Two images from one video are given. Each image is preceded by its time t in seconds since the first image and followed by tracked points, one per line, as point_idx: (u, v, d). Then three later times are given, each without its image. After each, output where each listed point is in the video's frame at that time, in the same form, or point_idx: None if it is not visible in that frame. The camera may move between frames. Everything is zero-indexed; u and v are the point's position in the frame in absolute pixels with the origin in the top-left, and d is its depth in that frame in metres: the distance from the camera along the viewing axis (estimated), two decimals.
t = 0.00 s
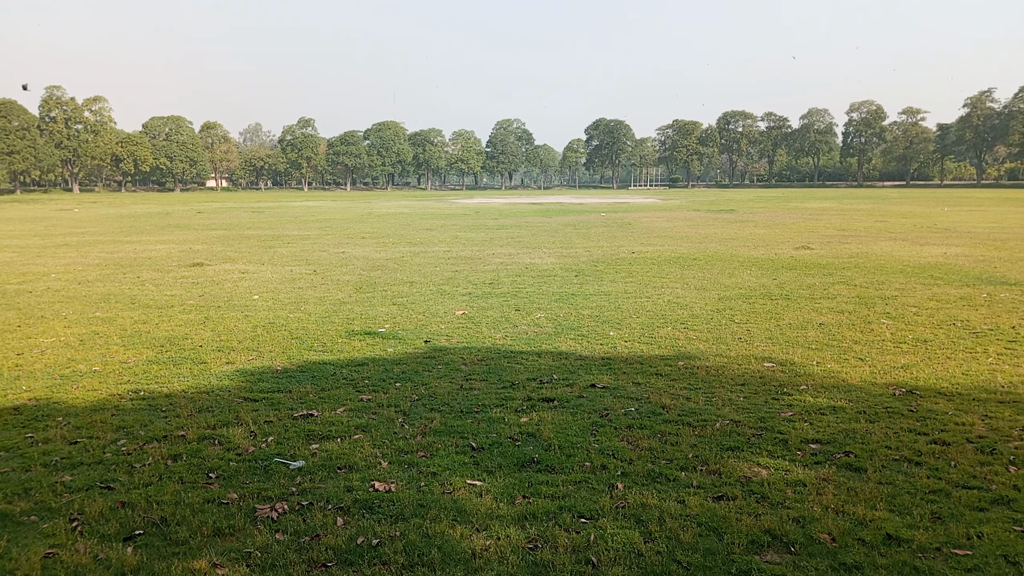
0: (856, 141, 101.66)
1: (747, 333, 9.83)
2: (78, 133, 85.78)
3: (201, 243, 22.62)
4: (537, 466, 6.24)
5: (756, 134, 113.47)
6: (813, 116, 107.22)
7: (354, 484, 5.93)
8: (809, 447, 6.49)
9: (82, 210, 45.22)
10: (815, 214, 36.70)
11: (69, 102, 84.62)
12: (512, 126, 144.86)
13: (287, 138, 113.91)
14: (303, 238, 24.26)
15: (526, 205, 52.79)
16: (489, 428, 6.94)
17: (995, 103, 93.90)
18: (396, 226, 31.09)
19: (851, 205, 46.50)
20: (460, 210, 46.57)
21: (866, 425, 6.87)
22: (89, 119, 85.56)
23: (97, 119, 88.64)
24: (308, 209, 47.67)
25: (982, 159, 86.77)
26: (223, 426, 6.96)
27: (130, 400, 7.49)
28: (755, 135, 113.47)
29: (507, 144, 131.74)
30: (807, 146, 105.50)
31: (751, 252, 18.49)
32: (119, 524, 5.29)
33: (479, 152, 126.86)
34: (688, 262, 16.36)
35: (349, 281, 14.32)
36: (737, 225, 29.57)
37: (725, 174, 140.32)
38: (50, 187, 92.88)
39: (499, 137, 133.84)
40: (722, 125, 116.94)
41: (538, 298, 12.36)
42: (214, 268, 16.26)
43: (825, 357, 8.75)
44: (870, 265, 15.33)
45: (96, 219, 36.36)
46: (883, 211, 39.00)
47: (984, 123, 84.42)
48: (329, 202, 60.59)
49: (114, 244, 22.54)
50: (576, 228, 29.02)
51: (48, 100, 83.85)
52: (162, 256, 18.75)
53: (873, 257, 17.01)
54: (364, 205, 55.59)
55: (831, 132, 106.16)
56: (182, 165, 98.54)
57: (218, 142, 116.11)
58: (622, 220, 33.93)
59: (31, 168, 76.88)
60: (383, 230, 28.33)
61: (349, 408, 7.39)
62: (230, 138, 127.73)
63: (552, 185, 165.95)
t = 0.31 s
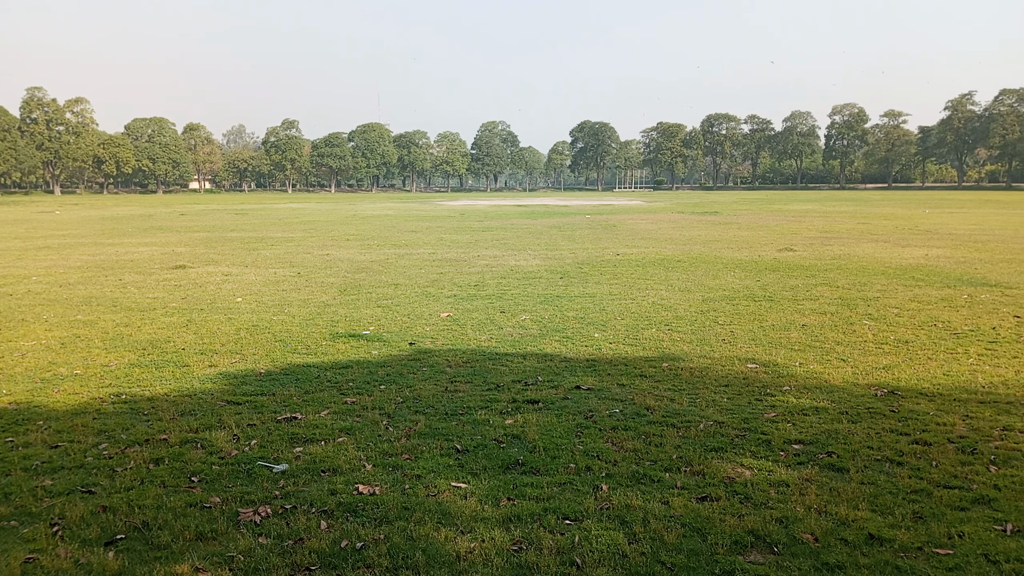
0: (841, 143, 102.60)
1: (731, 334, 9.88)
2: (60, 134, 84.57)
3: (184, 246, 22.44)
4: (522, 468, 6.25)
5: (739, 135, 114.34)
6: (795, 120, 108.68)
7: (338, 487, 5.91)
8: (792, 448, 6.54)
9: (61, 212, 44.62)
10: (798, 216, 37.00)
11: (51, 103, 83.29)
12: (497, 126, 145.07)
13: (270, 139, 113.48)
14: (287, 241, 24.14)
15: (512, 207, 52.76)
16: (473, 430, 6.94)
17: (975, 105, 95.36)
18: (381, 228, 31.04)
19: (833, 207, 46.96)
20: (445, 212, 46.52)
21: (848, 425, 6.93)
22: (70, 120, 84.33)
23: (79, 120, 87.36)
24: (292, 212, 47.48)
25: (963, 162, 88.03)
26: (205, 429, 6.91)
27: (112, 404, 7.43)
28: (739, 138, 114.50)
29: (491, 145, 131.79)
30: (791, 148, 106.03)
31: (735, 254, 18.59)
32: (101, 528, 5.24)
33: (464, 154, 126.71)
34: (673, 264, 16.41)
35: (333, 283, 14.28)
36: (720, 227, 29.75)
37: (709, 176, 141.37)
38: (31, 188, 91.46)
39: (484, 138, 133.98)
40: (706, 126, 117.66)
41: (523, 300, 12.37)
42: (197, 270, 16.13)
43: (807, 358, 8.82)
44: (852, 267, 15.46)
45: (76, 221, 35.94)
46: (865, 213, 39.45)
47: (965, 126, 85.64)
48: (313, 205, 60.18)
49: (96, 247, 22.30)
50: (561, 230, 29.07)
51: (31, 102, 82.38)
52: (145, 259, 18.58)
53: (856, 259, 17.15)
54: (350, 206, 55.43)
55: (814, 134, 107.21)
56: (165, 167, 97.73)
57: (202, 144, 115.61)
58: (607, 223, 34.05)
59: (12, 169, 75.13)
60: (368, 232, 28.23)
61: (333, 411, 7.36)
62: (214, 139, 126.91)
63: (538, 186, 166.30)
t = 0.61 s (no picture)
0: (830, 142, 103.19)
1: (720, 332, 9.91)
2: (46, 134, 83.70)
3: (172, 245, 22.33)
4: (512, 466, 6.25)
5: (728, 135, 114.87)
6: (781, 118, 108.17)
7: (328, 487, 5.90)
8: (781, 445, 6.57)
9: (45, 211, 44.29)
10: (786, 215, 37.14)
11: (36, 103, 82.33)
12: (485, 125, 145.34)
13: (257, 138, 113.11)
14: (276, 240, 24.06)
15: (502, 206, 52.78)
16: (463, 429, 6.94)
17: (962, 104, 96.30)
18: (371, 227, 30.98)
19: (822, 205, 47.27)
20: (436, 212, 46.41)
21: (837, 422, 6.97)
22: (57, 120, 83.51)
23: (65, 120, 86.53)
24: (281, 211, 47.31)
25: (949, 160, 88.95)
26: (193, 429, 6.89)
27: (100, 404, 7.39)
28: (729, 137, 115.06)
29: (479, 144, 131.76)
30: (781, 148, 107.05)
31: (724, 252, 18.65)
32: (89, 529, 5.22)
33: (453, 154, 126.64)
34: (662, 263, 16.45)
35: (322, 282, 14.25)
36: (709, 225, 29.84)
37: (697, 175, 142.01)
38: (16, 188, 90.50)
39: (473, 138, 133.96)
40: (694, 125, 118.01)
41: (513, 299, 12.38)
42: (185, 270, 16.06)
43: (796, 355, 8.86)
44: (841, 265, 15.53)
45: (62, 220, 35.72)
46: (853, 211, 39.73)
47: (951, 124, 86.43)
48: (301, 204, 59.94)
49: (82, 246, 22.16)
50: (551, 229, 29.09)
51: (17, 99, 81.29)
52: (133, 259, 18.48)
53: (845, 256, 17.24)
54: (323, 206, 55.17)
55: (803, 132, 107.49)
56: (152, 166, 97.13)
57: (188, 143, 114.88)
58: (596, 221, 34.11)
59: None
60: (357, 231, 28.15)
61: (322, 410, 7.35)
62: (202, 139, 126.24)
63: (529, 185, 166.48)
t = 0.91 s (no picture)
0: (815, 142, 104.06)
1: (704, 332, 9.97)
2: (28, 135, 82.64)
3: (155, 247, 22.19)
4: (497, 467, 6.26)
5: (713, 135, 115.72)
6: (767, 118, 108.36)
7: (312, 489, 5.88)
8: (764, 444, 6.61)
9: (26, 214, 43.89)
10: (770, 215, 37.39)
11: (18, 103, 81.08)
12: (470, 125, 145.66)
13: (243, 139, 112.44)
14: (260, 242, 23.95)
15: (487, 207, 52.85)
16: (449, 430, 6.94)
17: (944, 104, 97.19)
18: (356, 228, 30.92)
19: (806, 205, 47.65)
20: (421, 212, 47.25)
21: (820, 421, 7.02)
22: (39, 121, 82.44)
23: (47, 121, 85.51)
24: (266, 212, 47.11)
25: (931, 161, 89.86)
26: (176, 432, 6.85)
27: (81, 408, 7.34)
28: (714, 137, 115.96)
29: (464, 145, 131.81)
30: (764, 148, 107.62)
31: (708, 252, 18.76)
32: (70, 534, 5.18)
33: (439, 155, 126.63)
34: (646, 263, 16.52)
35: (307, 284, 14.22)
36: (693, 226, 30.00)
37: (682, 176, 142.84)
38: None
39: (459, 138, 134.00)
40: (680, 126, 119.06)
41: (499, 299, 12.39)
42: (168, 272, 15.97)
43: (779, 354, 8.92)
44: (824, 265, 15.65)
45: (42, 223, 35.39)
46: (836, 211, 40.08)
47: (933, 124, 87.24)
48: (285, 205, 59.67)
49: (63, 249, 21.95)
50: (536, 230, 29.13)
51: None
52: (115, 261, 18.34)
53: (828, 256, 17.38)
54: (309, 207, 55.06)
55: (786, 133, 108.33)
56: (136, 168, 96.39)
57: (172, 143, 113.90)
58: (581, 222, 34.22)
59: None
60: (342, 233, 28.09)
61: (306, 412, 7.33)
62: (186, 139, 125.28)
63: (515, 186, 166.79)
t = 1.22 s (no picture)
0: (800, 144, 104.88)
1: (689, 333, 10.01)
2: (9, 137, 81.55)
3: (136, 250, 22.01)
4: (482, 469, 6.26)
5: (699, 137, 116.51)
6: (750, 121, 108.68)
7: (296, 493, 5.85)
8: (748, 445, 6.65)
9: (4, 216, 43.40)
10: (754, 217, 37.65)
11: None
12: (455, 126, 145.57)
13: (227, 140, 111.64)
14: (245, 244, 23.81)
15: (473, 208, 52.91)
16: (433, 433, 6.94)
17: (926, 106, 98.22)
18: (341, 230, 30.80)
19: (787, 207, 48.09)
20: (404, 212, 48.53)
21: (802, 421, 7.07)
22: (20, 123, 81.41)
23: (29, 122, 84.49)
24: (252, 214, 46.91)
25: (913, 163, 90.91)
26: (159, 436, 6.80)
27: (62, 412, 7.27)
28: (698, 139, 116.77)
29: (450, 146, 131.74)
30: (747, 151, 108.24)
31: (692, 254, 18.85)
32: (50, 539, 5.13)
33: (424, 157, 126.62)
34: (631, 265, 16.59)
35: (291, 286, 14.16)
36: (678, 227, 30.11)
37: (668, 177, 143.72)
38: None
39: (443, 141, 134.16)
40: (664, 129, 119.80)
41: (484, 302, 12.39)
42: (150, 275, 15.85)
43: (763, 356, 8.98)
44: (807, 266, 15.76)
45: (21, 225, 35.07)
46: (819, 213, 40.42)
47: (915, 127, 88.19)
48: (268, 207, 59.41)
49: (43, 251, 21.73)
50: (522, 231, 29.16)
51: None
52: (96, 263, 18.19)
53: (811, 258, 17.51)
54: (293, 208, 54.87)
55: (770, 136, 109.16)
56: (116, 171, 96.05)
57: (157, 145, 113.03)
58: (566, 224, 34.30)
59: None
60: (327, 235, 27.99)
61: (290, 416, 7.30)
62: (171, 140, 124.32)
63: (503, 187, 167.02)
